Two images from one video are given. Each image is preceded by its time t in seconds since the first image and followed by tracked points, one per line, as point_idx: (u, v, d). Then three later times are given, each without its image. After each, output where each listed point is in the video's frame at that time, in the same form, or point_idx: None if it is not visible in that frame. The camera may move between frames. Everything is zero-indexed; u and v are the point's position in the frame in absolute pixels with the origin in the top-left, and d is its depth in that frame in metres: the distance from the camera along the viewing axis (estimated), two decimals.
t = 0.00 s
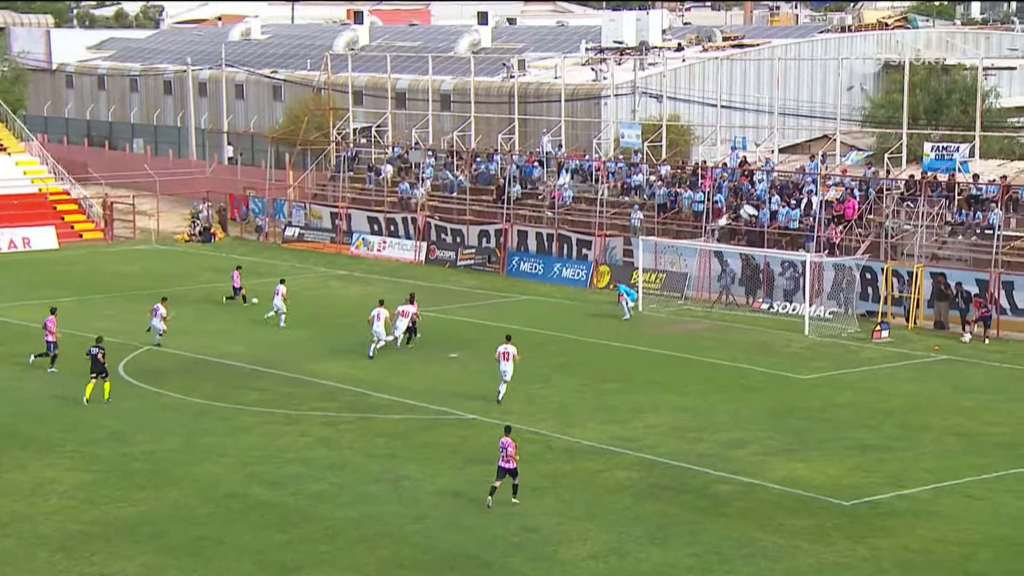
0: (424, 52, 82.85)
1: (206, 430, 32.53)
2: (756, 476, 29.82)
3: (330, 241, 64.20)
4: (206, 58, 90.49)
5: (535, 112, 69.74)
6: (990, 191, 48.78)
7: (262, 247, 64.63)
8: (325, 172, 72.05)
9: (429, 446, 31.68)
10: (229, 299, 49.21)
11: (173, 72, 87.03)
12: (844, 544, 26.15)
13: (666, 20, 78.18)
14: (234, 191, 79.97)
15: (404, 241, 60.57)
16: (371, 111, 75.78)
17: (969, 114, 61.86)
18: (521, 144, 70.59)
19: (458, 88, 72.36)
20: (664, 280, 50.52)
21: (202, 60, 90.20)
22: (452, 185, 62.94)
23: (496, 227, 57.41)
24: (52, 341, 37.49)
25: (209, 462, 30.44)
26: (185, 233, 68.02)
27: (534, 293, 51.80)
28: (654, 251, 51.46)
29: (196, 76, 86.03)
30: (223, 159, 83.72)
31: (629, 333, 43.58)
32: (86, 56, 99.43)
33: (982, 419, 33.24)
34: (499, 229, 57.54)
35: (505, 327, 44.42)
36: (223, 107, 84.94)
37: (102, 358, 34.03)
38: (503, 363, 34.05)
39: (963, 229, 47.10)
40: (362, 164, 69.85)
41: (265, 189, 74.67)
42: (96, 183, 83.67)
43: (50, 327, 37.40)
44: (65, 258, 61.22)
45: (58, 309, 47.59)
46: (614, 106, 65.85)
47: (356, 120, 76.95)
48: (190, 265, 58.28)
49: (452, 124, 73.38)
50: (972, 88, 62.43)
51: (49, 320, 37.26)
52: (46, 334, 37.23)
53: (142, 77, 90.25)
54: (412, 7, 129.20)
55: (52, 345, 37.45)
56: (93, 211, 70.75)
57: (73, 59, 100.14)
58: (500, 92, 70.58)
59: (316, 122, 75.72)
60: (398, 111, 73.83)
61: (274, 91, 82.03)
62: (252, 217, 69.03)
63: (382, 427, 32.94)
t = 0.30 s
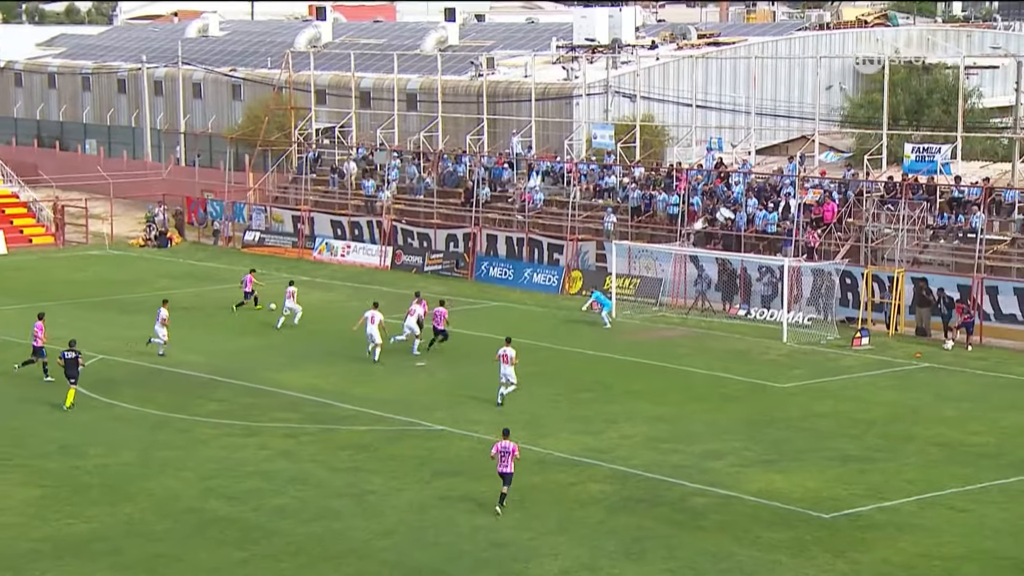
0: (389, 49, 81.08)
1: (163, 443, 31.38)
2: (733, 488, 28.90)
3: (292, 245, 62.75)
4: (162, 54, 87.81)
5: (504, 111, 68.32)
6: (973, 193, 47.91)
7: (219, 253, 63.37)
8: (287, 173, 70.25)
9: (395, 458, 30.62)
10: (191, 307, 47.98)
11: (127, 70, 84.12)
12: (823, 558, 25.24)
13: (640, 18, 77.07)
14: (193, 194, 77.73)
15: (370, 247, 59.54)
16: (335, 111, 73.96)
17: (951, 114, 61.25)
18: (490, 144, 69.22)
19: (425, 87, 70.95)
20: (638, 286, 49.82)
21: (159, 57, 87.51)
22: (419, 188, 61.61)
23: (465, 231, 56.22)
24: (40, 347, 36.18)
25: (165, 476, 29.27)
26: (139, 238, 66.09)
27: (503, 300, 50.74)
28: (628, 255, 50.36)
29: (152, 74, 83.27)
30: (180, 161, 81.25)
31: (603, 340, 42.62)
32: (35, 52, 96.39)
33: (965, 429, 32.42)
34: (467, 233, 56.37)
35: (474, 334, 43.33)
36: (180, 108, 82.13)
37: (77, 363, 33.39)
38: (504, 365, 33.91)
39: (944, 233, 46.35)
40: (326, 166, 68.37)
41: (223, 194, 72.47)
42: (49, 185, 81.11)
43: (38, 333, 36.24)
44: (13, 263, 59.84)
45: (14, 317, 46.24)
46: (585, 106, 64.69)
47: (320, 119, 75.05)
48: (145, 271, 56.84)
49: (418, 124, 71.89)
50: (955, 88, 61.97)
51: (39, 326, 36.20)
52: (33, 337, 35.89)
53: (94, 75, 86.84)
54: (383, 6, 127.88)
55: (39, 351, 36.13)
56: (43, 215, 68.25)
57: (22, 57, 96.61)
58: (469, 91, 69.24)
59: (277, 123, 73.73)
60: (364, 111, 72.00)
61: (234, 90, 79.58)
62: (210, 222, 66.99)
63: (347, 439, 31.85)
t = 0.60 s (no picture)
0: (360, 44, 79.88)
1: (124, 452, 30.26)
2: (716, 497, 27.96)
3: (259, 246, 61.42)
4: (123, 48, 86.50)
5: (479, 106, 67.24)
6: (963, 192, 47.25)
7: (182, 253, 61.89)
8: (252, 170, 68.91)
9: (367, 466, 29.59)
10: (158, 310, 46.78)
11: (86, 64, 82.65)
12: (810, 568, 24.30)
13: (619, 11, 76.09)
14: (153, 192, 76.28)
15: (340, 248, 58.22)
16: (303, 106, 72.77)
17: (940, 110, 60.55)
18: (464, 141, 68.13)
19: (397, 82, 69.76)
20: (618, 287, 48.78)
21: (118, 50, 86.16)
22: (393, 186, 60.50)
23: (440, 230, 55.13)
24: (34, 348, 35.36)
25: (126, 487, 28.15)
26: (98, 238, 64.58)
27: (477, 302, 49.60)
28: (607, 255, 49.33)
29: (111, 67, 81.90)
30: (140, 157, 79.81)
31: (582, 344, 41.67)
32: None
33: (956, 435, 31.59)
34: (442, 232, 55.29)
35: (450, 338, 42.27)
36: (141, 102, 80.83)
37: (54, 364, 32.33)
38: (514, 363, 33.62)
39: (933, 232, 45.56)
40: (293, 165, 67.13)
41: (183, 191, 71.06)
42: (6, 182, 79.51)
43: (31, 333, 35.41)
44: None
45: None
46: (562, 101, 63.69)
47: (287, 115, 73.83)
48: (103, 273, 55.47)
49: (389, 120, 70.75)
50: (943, 82, 61.18)
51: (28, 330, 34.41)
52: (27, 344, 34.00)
53: (52, 69, 85.40)
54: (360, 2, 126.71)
55: (33, 352, 35.26)
56: None
57: None
58: (443, 86, 68.15)
59: (241, 119, 72.46)
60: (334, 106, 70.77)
61: (196, 84, 78.26)
62: (171, 220, 65.62)
63: (317, 447, 30.80)
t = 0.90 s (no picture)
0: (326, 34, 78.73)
1: (80, 460, 29.22)
2: (692, 503, 27.15)
3: (219, 245, 60.08)
4: (76, 40, 84.97)
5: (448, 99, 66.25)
6: (945, 187, 46.63)
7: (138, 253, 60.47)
8: (211, 166, 67.58)
9: (333, 473, 28.66)
10: (119, 312, 45.65)
11: (37, 55, 80.68)
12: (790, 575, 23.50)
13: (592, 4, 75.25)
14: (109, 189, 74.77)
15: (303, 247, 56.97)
16: (264, 100, 71.54)
17: (923, 104, 60.02)
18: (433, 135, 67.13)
19: (362, 75, 68.56)
20: (592, 288, 47.81)
21: (71, 41, 84.61)
22: (360, 182, 59.48)
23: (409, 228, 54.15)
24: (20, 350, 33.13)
25: (81, 496, 27.13)
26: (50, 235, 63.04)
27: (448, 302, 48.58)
28: (580, 254, 48.42)
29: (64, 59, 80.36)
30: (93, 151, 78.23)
31: (555, 345, 40.84)
32: None
33: (937, 439, 30.90)
34: (410, 230, 54.31)
35: (421, 340, 41.34)
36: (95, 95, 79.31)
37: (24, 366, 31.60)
38: (512, 362, 33.00)
39: (915, 230, 44.98)
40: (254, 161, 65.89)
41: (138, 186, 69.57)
42: None
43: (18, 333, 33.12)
44: None
45: None
46: (533, 95, 62.83)
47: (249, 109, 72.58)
48: (59, 273, 54.20)
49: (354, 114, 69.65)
50: (926, 75, 60.76)
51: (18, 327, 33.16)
52: (17, 341, 32.54)
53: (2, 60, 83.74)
54: None
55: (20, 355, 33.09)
56: None
57: None
58: (411, 79, 67.12)
59: (200, 113, 71.14)
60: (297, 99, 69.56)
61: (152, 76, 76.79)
62: (126, 217, 64.20)
63: (281, 453, 29.86)
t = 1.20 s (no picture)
0: (295, 27, 77.68)
1: (37, 468, 28.23)
2: (670, 511, 26.34)
3: (181, 245, 58.77)
4: (31, 33, 83.51)
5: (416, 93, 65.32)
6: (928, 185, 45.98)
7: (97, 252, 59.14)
8: (173, 163, 66.32)
9: (299, 481, 27.74)
10: (85, 314, 44.61)
11: None
12: None
13: None
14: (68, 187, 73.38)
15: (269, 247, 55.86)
16: (228, 95, 70.35)
17: (906, 99, 59.52)
18: (402, 130, 66.17)
19: (329, 67, 67.41)
20: (567, 288, 47.20)
21: (26, 35, 83.16)
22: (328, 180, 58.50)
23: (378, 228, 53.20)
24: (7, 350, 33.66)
25: (36, 506, 26.16)
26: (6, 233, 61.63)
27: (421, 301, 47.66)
28: (554, 252, 47.59)
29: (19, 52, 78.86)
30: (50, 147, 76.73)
31: (529, 347, 40.01)
32: None
33: (922, 444, 30.17)
34: (379, 229, 53.44)
35: (393, 343, 40.41)
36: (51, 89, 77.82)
37: None
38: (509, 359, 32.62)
39: (898, 229, 44.36)
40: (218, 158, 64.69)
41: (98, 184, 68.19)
42: None
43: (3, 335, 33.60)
44: None
45: None
46: (505, 90, 62.01)
47: (213, 104, 71.42)
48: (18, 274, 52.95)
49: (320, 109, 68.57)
50: (909, 70, 60.26)
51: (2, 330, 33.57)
52: None
53: None
54: None
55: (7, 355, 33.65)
56: None
57: None
58: (378, 72, 66.13)
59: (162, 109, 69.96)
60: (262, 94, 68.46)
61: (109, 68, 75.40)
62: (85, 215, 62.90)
63: (247, 460, 28.92)
